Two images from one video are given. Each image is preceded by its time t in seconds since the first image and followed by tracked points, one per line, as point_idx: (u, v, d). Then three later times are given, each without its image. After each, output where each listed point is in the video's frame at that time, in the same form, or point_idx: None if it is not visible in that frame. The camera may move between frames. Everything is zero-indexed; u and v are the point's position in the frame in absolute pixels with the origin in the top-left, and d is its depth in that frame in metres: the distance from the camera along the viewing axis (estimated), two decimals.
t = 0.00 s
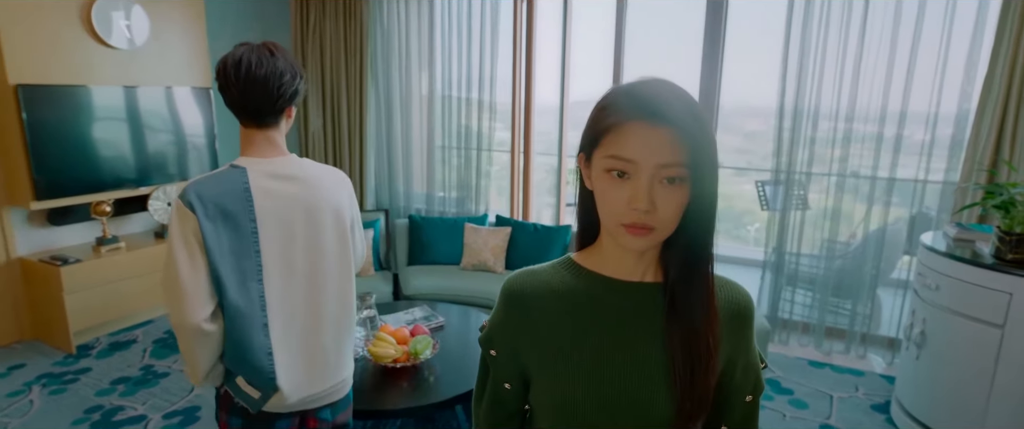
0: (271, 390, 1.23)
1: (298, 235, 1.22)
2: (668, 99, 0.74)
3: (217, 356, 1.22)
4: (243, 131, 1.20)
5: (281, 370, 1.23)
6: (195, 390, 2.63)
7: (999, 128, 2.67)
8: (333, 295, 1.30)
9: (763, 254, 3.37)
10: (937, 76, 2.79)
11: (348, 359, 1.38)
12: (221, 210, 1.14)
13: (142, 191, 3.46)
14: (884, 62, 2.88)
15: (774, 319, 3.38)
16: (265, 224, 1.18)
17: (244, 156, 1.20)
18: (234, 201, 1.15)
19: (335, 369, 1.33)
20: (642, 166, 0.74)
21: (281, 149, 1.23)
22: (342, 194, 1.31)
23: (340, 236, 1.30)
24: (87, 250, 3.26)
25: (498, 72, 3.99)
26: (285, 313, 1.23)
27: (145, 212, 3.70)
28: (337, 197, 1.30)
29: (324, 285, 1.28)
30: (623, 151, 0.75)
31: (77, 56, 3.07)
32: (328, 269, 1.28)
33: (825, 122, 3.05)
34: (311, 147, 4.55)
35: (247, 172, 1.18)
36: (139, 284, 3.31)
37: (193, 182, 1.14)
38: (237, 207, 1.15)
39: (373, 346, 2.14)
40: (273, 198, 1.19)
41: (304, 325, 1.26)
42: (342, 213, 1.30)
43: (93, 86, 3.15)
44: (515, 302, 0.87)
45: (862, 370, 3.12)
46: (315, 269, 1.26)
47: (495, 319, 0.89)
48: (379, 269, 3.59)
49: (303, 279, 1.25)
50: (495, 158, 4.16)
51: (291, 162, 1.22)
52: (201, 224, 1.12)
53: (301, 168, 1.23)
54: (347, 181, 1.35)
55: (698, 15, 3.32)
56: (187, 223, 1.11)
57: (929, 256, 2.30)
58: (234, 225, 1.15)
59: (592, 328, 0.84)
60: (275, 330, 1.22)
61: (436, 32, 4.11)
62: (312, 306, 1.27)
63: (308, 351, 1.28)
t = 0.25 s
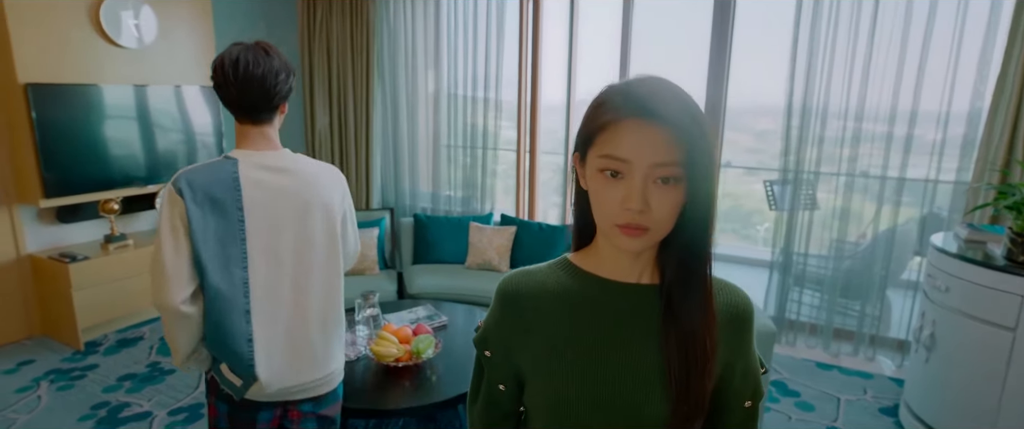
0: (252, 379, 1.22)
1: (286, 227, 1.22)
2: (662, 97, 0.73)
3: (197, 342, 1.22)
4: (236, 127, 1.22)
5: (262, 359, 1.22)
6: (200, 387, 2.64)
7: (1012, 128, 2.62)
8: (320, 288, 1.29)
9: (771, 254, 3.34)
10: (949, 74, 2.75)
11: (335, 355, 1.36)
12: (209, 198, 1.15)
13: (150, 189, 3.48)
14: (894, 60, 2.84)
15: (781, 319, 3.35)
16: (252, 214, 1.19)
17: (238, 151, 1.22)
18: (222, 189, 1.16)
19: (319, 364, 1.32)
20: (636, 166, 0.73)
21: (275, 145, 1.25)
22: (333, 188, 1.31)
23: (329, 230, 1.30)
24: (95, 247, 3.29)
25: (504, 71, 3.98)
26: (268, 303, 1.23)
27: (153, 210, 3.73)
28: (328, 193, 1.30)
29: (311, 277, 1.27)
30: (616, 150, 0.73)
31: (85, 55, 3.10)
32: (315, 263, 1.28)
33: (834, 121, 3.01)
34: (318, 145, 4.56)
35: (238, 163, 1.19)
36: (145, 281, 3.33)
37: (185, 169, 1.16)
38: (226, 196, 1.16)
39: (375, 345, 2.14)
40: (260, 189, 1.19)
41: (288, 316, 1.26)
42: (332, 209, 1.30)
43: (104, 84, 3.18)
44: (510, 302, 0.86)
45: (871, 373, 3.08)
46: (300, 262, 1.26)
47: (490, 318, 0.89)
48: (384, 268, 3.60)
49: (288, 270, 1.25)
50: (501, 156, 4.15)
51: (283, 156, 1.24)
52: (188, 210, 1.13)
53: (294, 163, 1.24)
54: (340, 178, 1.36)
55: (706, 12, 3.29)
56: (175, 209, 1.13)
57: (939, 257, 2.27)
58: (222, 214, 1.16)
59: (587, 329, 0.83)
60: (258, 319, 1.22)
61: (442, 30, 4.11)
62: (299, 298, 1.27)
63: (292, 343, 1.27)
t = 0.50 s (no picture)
0: (220, 366, 1.28)
1: (254, 225, 1.26)
2: (654, 93, 0.71)
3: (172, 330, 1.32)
4: (217, 128, 1.28)
5: (229, 349, 1.27)
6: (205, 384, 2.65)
7: None
8: (293, 285, 1.32)
9: (779, 254, 3.30)
10: (962, 71, 2.69)
11: (310, 350, 1.39)
12: (180, 196, 1.22)
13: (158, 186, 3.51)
14: (907, 56, 2.79)
15: (789, 320, 3.31)
16: (220, 211, 1.24)
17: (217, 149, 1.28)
18: (192, 188, 1.22)
19: (291, 357, 1.34)
20: (628, 165, 0.71)
21: (253, 145, 1.30)
22: (307, 187, 1.33)
23: (300, 228, 1.31)
24: (104, 244, 3.32)
25: (510, 68, 3.96)
26: (236, 296, 1.28)
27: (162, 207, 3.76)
28: (302, 193, 1.32)
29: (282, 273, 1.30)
30: (608, 150, 0.72)
31: (95, 53, 3.12)
32: (286, 260, 1.30)
33: (845, 120, 2.97)
34: (325, 143, 4.58)
35: (211, 163, 1.25)
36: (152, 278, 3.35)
37: (162, 169, 1.24)
38: (196, 195, 1.22)
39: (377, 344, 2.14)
40: (230, 188, 1.24)
41: (257, 310, 1.30)
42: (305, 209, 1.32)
43: (116, 83, 3.21)
44: (506, 302, 0.85)
45: (880, 376, 3.04)
46: (271, 258, 1.29)
47: (486, 318, 0.87)
48: (390, 266, 3.60)
49: (258, 266, 1.28)
50: (507, 155, 4.13)
51: (256, 157, 1.28)
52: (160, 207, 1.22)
53: (265, 163, 1.27)
54: (319, 178, 1.38)
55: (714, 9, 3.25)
56: (148, 206, 1.22)
57: (950, 259, 2.22)
58: (191, 211, 1.22)
59: (583, 331, 0.81)
60: (224, 311, 1.27)
61: (449, 28, 4.10)
62: (267, 293, 1.30)
63: (261, 336, 1.31)
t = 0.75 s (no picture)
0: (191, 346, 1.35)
1: (221, 214, 1.30)
2: (646, 89, 0.70)
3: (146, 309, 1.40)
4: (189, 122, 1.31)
5: (195, 330, 1.33)
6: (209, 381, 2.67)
7: None
8: (259, 272, 1.36)
9: (785, 254, 3.27)
10: (974, 69, 2.65)
11: (278, 337, 1.43)
12: (151, 184, 1.27)
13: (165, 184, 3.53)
14: (916, 54, 2.74)
15: (796, 321, 3.28)
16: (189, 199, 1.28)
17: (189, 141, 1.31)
18: (162, 176, 1.27)
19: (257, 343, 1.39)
20: (620, 163, 0.70)
21: (225, 137, 1.34)
22: (277, 178, 1.35)
23: (267, 218, 1.34)
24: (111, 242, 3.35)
25: (515, 66, 3.95)
26: (204, 280, 1.34)
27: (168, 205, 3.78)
28: (272, 185, 1.35)
29: (249, 262, 1.35)
30: (601, 147, 0.71)
31: (102, 51, 3.13)
32: (253, 248, 1.34)
33: (853, 119, 2.93)
34: (331, 141, 4.59)
35: (183, 153, 1.29)
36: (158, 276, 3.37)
37: (137, 156, 1.29)
38: (166, 183, 1.27)
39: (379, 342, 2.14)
40: (199, 177, 1.28)
41: (225, 295, 1.35)
42: (275, 201, 1.35)
43: (126, 82, 3.24)
44: (502, 302, 0.84)
45: (888, 378, 3.00)
46: (238, 246, 1.33)
47: (483, 317, 0.87)
48: (394, 264, 3.60)
49: (225, 253, 1.33)
50: (512, 153, 4.12)
51: (227, 149, 1.31)
52: (132, 193, 1.26)
53: (237, 156, 1.30)
54: (293, 171, 1.40)
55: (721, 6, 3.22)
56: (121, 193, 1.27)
57: (959, 260, 2.19)
58: (161, 198, 1.27)
59: (579, 331, 0.80)
60: (192, 294, 1.33)
61: (454, 26, 4.10)
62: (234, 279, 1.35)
63: (228, 320, 1.37)
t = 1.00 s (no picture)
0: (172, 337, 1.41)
1: (198, 207, 1.36)
2: (636, 86, 0.68)
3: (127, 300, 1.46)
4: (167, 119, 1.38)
5: (175, 319, 1.39)
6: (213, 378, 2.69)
7: None
8: (236, 265, 1.43)
9: (792, 254, 3.23)
10: (985, 67, 2.60)
11: (256, 327, 1.50)
12: (130, 180, 1.32)
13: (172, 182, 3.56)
14: (926, 52, 2.70)
15: (802, 321, 3.25)
16: (167, 194, 1.34)
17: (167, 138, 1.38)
18: (142, 172, 1.33)
19: (236, 331, 1.46)
20: (611, 162, 0.69)
21: (201, 133, 1.40)
22: (253, 174, 1.42)
23: (243, 213, 1.41)
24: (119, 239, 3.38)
25: (520, 64, 3.93)
26: (183, 272, 1.40)
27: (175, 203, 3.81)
28: (247, 180, 1.41)
29: (227, 254, 1.41)
30: (592, 147, 0.70)
31: (111, 51, 3.17)
32: (231, 241, 1.41)
33: (861, 117, 2.89)
34: (337, 139, 4.61)
35: (160, 150, 1.35)
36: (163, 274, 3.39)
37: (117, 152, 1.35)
38: (144, 179, 1.33)
39: (380, 342, 2.14)
40: (177, 173, 1.34)
41: (204, 287, 1.42)
42: (251, 194, 1.41)
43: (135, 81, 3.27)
44: (496, 302, 0.83)
45: (896, 380, 2.97)
46: (217, 239, 1.40)
47: (477, 319, 0.85)
48: (398, 263, 3.60)
49: (202, 246, 1.39)
50: (517, 152, 4.11)
51: (203, 146, 1.38)
52: (111, 190, 1.32)
53: (213, 152, 1.37)
54: (270, 166, 1.46)
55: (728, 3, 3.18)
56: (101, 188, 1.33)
57: (969, 261, 2.16)
58: (140, 194, 1.33)
59: (573, 333, 0.78)
60: (171, 285, 1.38)
61: (459, 24, 4.09)
62: (212, 271, 1.41)
63: (208, 309, 1.43)
